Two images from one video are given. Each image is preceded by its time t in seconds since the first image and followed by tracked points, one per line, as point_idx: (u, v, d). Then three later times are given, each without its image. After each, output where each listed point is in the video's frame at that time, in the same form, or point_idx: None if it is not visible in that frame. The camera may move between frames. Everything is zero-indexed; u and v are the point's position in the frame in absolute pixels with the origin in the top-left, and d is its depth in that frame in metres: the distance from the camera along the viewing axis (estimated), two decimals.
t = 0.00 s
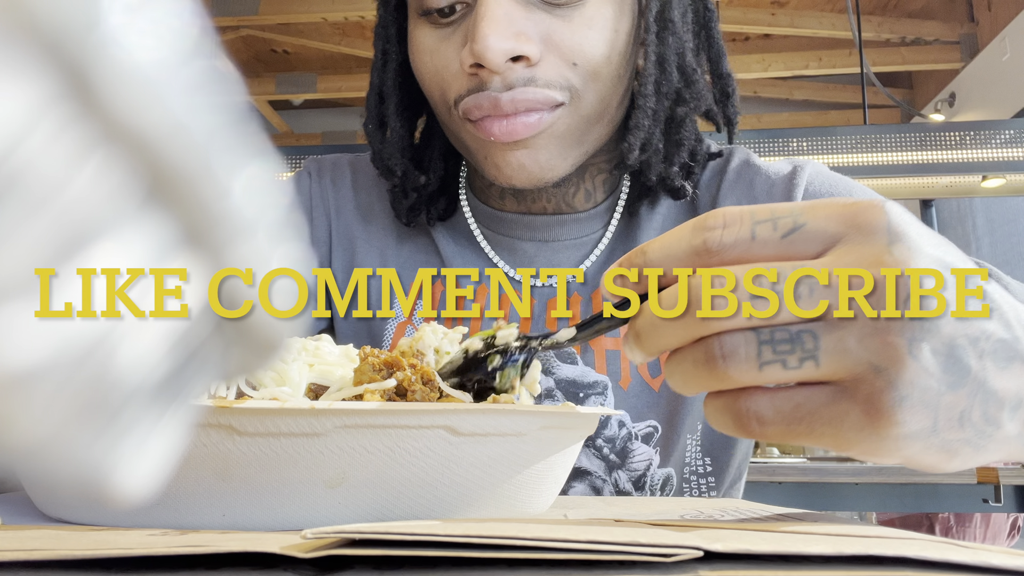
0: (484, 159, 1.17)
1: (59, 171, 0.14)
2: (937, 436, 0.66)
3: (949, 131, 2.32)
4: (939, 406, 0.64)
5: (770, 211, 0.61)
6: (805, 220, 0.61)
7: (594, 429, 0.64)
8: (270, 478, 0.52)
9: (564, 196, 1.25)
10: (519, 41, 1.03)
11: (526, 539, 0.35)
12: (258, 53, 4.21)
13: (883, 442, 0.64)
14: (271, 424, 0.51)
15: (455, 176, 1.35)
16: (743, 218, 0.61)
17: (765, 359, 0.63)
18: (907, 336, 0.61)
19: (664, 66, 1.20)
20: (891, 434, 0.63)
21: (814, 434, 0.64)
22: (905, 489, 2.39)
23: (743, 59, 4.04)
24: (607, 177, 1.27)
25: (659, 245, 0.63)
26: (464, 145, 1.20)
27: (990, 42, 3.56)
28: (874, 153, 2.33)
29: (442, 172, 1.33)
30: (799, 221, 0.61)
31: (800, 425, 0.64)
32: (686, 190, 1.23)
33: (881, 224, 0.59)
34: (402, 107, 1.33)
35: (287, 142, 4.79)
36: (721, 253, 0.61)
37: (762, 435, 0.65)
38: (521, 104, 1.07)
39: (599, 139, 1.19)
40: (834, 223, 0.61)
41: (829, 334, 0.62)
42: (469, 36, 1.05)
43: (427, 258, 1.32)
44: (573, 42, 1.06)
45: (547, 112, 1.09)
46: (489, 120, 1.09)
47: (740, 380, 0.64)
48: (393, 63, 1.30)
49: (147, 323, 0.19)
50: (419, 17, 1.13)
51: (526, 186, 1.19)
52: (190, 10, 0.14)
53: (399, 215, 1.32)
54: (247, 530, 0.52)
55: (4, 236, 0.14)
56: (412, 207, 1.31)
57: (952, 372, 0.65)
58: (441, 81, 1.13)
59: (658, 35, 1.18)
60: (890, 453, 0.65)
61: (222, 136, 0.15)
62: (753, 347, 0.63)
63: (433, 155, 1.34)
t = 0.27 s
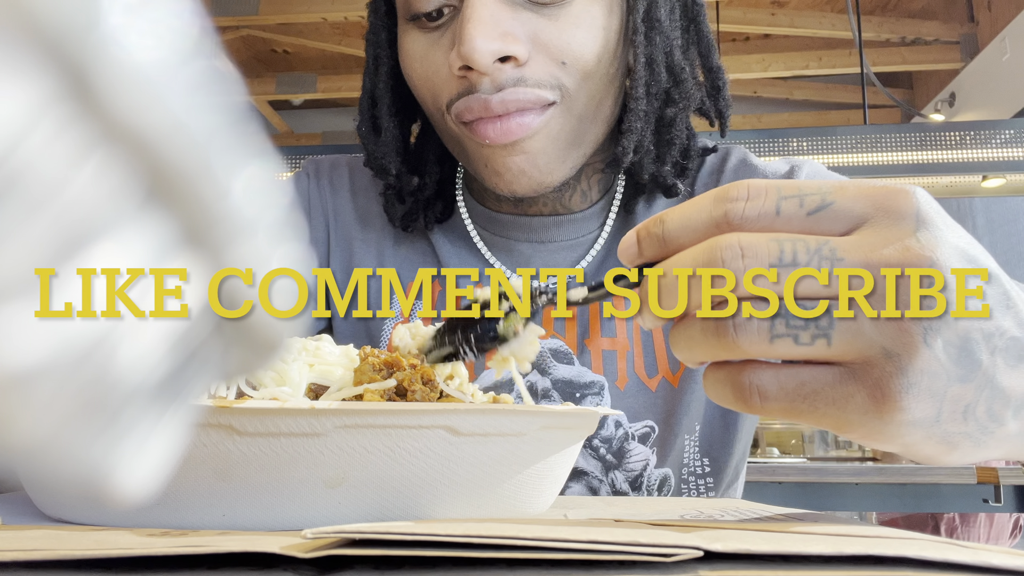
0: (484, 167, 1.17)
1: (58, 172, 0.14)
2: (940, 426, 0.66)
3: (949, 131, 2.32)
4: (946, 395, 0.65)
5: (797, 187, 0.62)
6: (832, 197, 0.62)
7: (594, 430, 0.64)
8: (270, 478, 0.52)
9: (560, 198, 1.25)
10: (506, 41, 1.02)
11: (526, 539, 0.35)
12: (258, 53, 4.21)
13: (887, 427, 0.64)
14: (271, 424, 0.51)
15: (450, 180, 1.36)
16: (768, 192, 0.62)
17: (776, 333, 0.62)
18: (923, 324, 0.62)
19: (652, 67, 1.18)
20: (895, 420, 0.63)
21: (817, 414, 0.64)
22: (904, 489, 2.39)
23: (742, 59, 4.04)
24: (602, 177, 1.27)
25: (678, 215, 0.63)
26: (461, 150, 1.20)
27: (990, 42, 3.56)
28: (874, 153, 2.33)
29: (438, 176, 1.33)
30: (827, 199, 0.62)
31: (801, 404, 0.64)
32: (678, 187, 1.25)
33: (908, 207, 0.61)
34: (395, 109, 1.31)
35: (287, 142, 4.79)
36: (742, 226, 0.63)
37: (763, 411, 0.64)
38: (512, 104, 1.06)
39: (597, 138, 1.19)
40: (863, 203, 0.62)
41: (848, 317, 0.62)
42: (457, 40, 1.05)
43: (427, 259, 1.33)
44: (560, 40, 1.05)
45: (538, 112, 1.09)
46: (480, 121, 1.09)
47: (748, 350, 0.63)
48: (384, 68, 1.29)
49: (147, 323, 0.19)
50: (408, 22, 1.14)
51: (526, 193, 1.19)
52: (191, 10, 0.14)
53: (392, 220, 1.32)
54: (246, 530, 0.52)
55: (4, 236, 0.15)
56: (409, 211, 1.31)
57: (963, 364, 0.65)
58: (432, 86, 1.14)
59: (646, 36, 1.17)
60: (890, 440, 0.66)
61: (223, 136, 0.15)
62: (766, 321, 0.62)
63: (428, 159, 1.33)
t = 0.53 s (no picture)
0: (490, 172, 1.17)
1: (58, 172, 0.14)
2: (879, 434, 0.66)
3: (949, 131, 2.32)
4: (876, 404, 0.65)
5: (710, 242, 0.64)
6: (741, 247, 0.64)
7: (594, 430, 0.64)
8: (270, 478, 0.52)
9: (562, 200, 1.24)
10: (511, 41, 1.02)
11: (527, 539, 0.35)
12: (258, 53, 4.21)
13: (828, 440, 0.64)
14: (271, 424, 0.51)
15: (452, 181, 1.35)
16: (687, 252, 0.64)
17: (711, 367, 0.62)
18: (835, 339, 0.62)
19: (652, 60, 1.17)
20: (832, 431, 0.63)
21: (759, 438, 0.64)
22: (904, 489, 2.39)
23: (743, 59, 4.04)
24: (605, 177, 1.27)
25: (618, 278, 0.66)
26: (466, 154, 1.21)
27: (990, 42, 3.57)
28: (874, 153, 2.33)
29: (440, 178, 1.33)
30: (736, 246, 0.64)
31: (746, 429, 0.64)
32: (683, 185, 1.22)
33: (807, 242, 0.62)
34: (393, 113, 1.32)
35: (287, 142, 4.79)
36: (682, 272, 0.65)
37: (715, 443, 0.66)
38: (518, 103, 1.07)
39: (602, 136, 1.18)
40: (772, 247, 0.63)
41: (767, 338, 0.62)
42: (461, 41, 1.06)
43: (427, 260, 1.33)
44: (565, 39, 1.06)
45: (548, 116, 1.10)
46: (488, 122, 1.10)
47: (689, 388, 0.64)
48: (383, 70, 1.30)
49: (146, 323, 0.19)
50: (412, 23, 1.13)
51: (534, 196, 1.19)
52: (191, 11, 0.14)
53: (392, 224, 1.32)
54: (246, 530, 0.52)
55: (4, 235, 0.15)
56: (411, 213, 1.31)
57: (888, 373, 0.66)
58: (436, 88, 1.14)
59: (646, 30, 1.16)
60: (835, 452, 0.65)
61: (222, 136, 0.15)
62: (700, 353, 0.63)
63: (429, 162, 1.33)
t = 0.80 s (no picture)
0: (491, 153, 1.17)
1: (59, 172, 0.14)
2: (881, 418, 0.65)
3: (949, 131, 2.32)
4: (878, 386, 0.64)
5: (714, 235, 0.65)
6: (745, 237, 0.65)
7: (594, 430, 0.64)
8: (270, 478, 0.52)
9: (566, 198, 1.24)
10: (529, 36, 1.03)
11: (527, 539, 0.35)
12: (258, 53, 4.21)
13: (829, 423, 0.62)
14: (271, 424, 0.51)
15: (455, 183, 1.35)
16: (691, 247, 0.65)
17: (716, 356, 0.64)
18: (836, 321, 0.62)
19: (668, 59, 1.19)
20: (832, 412, 0.61)
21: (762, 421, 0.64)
22: (905, 489, 2.39)
23: (743, 59, 4.04)
24: (609, 176, 1.27)
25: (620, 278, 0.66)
26: (471, 148, 1.20)
27: (991, 42, 3.57)
28: (874, 153, 2.33)
29: (445, 179, 1.32)
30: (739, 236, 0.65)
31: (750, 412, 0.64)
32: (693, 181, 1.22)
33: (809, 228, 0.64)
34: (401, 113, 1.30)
35: (288, 142, 4.79)
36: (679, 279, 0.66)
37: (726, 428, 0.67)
38: (542, 93, 1.08)
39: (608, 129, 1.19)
40: (772, 235, 0.65)
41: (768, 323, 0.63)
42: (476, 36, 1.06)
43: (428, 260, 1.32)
44: (584, 25, 1.06)
45: (563, 99, 1.09)
46: (501, 112, 1.10)
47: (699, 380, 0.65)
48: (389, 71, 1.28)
49: (147, 324, 0.18)
50: (420, 21, 1.14)
51: (538, 180, 1.19)
52: (191, 11, 0.14)
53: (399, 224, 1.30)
54: (247, 530, 0.52)
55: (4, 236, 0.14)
56: (416, 215, 1.30)
57: (892, 357, 0.65)
58: (444, 82, 1.13)
59: (662, 28, 1.16)
60: (839, 435, 0.63)
61: (222, 136, 0.16)
62: (706, 347, 0.64)
63: (434, 163, 1.33)
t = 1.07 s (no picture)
0: (484, 154, 1.16)
1: (58, 172, 0.14)
2: (906, 424, 0.65)
3: (948, 131, 2.32)
4: (907, 394, 0.64)
5: (746, 214, 0.61)
6: (779, 221, 0.60)
7: (594, 429, 0.64)
8: (269, 478, 0.52)
9: (560, 195, 1.24)
10: (516, 31, 1.03)
11: (527, 539, 0.35)
12: (258, 53, 4.21)
13: (854, 429, 0.63)
14: (271, 424, 0.51)
15: (450, 181, 1.35)
16: (720, 222, 0.61)
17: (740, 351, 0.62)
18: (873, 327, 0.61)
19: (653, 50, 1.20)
20: (859, 419, 0.62)
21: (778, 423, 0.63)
22: (904, 489, 2.39)
23: (743, 59, 4.04)
24: (605, 172, 1.27)
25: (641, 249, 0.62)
26: (464, 145, 1.20)
27: (991, 42, 3.57)
28: (874, 153, 2.33)
29: (438, 177, 1.32)
30: (773, 220, 0.60)
31: (772, 413, 0.63)
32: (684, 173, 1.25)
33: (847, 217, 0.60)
34: (393, 109, 1.31)
35: (287, 142, 4.79)
36: (702, 256, 0.61)
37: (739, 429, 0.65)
38: (522, 94, 1.07)
39: (598, 129, 1.18)
40: (808, 220, 0.60)
41: (799, 324, 0.60)
42: (466, 30, 1.06)
43: (426, 259, 1.32)
44: (568, 27, 1.06)
45: (549, 104, 1.09)
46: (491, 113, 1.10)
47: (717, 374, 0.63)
48: (383, 68, 1.29)
49: (147, 324, 0.18)
50: (413, 17, 1.14)
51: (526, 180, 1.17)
52: (191, 10, 0.14)
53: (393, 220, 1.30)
54: (247, 530, 0.52)
55: (3, 235, 0.14)
56: (410, 212, 1.29)
57: (918, 363, 0.65)
58: (438, 78, 1.14)
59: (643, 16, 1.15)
60: (861, 441, 0.64)
61: (222, 137, 0.15)
62: (729, 340, 0.62)
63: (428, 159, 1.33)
